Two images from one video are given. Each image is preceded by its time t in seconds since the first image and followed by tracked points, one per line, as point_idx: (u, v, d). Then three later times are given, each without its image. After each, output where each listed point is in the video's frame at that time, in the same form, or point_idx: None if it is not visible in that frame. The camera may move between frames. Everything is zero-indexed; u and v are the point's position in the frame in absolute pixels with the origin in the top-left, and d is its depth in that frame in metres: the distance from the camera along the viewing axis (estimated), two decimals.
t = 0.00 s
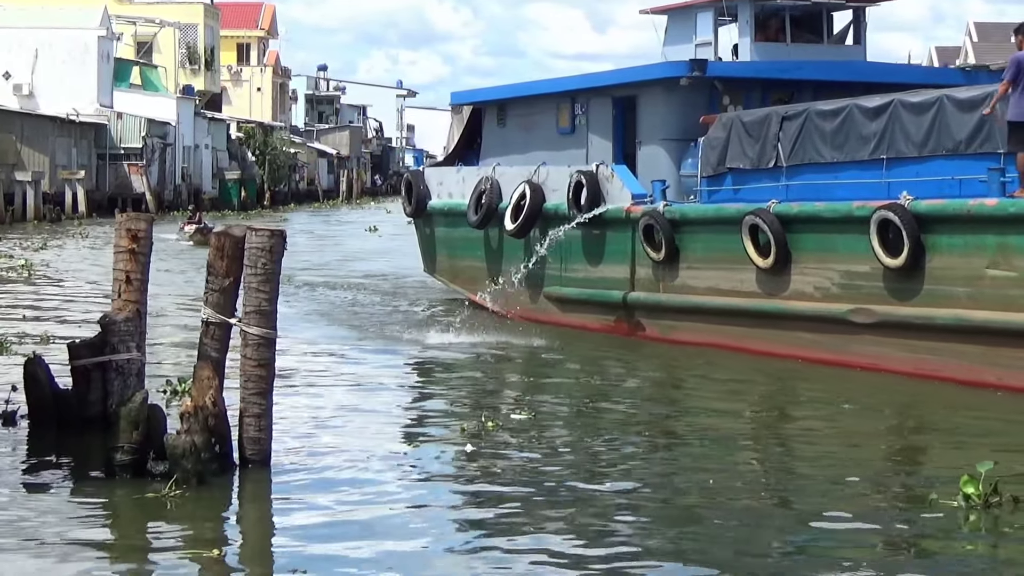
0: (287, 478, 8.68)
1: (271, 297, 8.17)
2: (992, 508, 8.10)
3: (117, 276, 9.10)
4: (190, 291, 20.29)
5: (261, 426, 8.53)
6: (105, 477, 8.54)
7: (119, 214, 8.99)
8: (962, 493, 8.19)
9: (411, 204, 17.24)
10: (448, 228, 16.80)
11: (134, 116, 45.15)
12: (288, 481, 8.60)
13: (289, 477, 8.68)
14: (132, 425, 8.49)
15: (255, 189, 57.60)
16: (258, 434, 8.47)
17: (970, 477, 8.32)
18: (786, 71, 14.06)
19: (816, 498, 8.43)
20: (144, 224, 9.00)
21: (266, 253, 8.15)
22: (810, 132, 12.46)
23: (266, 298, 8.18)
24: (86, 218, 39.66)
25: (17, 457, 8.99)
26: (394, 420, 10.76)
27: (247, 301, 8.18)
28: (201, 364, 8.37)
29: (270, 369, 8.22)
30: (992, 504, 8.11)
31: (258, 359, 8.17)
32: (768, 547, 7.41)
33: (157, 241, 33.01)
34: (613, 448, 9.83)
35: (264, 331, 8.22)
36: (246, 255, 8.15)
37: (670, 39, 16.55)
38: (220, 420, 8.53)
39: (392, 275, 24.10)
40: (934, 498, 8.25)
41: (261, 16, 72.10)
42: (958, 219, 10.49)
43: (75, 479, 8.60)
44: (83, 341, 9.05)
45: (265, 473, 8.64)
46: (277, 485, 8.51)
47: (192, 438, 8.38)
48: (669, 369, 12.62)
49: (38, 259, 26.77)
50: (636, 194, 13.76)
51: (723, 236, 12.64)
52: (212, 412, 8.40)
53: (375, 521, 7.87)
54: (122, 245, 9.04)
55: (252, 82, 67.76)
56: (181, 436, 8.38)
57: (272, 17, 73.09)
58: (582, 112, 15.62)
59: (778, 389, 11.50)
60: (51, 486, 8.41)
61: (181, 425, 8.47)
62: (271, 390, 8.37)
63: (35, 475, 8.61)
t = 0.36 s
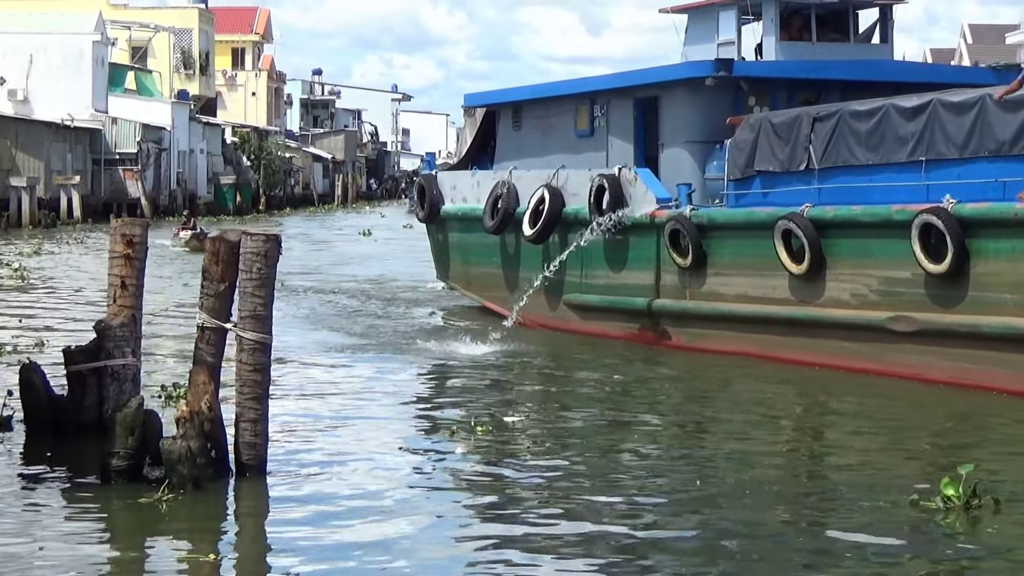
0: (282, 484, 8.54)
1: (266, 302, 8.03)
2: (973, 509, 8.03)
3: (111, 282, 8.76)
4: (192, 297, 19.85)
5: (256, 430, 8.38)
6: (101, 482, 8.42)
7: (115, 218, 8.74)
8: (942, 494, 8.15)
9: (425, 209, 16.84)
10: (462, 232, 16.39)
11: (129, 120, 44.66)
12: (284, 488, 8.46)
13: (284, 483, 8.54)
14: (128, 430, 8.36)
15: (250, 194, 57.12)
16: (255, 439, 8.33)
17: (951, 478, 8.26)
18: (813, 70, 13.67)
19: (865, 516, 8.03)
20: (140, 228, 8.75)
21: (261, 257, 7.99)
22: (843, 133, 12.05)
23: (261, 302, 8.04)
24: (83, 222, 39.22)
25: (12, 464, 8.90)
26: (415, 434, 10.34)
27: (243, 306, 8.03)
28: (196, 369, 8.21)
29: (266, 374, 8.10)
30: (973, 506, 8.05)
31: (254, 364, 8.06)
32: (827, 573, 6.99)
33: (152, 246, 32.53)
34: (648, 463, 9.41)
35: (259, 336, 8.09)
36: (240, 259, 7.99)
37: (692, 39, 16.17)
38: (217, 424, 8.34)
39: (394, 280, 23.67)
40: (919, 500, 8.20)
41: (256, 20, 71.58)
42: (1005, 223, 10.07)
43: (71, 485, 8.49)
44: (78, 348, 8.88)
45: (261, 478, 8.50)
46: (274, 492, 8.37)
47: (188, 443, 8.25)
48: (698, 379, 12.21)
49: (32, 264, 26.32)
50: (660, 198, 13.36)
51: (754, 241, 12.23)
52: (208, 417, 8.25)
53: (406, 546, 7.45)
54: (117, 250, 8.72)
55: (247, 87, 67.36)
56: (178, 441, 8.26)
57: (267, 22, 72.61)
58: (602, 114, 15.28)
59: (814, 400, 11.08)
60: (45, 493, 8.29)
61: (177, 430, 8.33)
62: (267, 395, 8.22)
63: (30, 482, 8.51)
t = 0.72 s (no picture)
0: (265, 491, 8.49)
1: (249, 311, 7.90)
2: (935, 508, 8.16)
3: (96, 291, 8.71)
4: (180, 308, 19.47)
5: (240, 438, 8.22)
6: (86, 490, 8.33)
7: (99, 227, 8.63)
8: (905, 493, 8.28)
9: (423, 219, 16.49)
10: (462, 243, 16.05)
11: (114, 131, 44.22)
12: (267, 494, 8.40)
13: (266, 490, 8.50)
14: (112, 438, 8.24)
15: (234, 204, 56.64)
16: (239, 447, 8.20)
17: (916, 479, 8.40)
18: (825, 76, 13.35)
19: (908, 536, 7.67)
20: (124, 238, 8.66)
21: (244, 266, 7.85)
22: (861, 140, 11.73)
23: (245, 310, 7.92)
24: (67, 233, 38.78)
25: None
26: (423, 450, 9.97)
27: (226, 314, 7.91)
28: (179, 377, 8.08)
29: (249, 383, 7.97)
30: (935, 503, 8.18)
31: (237, 373, 7.95)
32: None
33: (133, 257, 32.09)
34: (669, 480, 9.06)
35: (243, 344, 7.97)
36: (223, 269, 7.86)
37: (698, 45, 15.84)
38: (201, 433, 8.20)
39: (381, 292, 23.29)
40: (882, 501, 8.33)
41: (239, 32, 71.14)
42: None
43: (56, 493, 8.41)
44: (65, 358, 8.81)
45: (246, 486, 8.38)
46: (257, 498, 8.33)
47: (172, 451, 8.11)
48: (711, 392, 11.88)
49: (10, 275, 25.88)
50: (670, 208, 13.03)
51: (769, 252, 11.89)
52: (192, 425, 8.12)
53: (428, 569, 7.08)
54: (102, 259, 8.65)
55: (231, 98, 67.01)
56: (161, 449, 8.12)
57: (250, 33, 72.20)
58: (608, 122, 14.96)
59: (834, 415, 10.75)
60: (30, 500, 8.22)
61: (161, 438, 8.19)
62: (251, 404, 8.09)
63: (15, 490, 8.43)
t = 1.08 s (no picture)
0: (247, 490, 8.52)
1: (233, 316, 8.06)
2: (875, 507, 8.44)
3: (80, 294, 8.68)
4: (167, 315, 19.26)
5: (222, 439, 8.36)
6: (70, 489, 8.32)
7: (85, 233, 8.62)
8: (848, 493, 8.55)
9: (417, 228, 16.32)
10: (457, 253, 15.88)
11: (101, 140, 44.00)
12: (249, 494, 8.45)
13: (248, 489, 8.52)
14: (97, 439, 8.24)
15: (217, 211, 56.39)
16: (221, 447, 8.32)
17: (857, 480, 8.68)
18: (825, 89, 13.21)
19: (852, 531, 7.91)
20: (110, 245, 8.62)
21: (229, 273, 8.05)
22: (864, 153, 11.58)
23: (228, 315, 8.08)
24: (55, 239, 38.54)
25: None
26: (422, 459, 9.80)
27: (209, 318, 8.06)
28: (163, 379, 8.21)
29: (232, 386, 8.10)
30: (876, 503, 8.45)
31: (220, 375, 8.08)
32: None
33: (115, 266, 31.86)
34: (675, 492, 8.89)
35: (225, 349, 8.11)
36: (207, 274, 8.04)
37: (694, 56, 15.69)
38: (184, 433, 8.30)
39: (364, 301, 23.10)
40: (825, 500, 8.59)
41: (224, 45, 70.90)
42: None
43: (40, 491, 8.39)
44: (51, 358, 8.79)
45: (226, 484, 8.47)
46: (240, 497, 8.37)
47: (156, 451, 8.17)
48: (712, 404, 11.72)
49: None
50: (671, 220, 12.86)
51: (772, 264, 11.74)
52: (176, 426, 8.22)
53: None
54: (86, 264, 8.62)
55: (216, 109, 66.85)
56: (146, 449, 8.18)
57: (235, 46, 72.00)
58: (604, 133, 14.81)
59: (840, 428, 10.59)
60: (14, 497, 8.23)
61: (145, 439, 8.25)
62: (233, 406, 8.22)
63: None
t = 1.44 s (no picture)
0: (223, 491, 8.58)
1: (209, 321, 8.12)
2: (813, 508, 8.58)
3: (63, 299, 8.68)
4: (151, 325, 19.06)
5: (198, 440, 8.41)
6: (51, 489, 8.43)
7: (66, 240, 8.65)
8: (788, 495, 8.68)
9: (407, 239, 16.16)
10: (446, 264, 15.72)
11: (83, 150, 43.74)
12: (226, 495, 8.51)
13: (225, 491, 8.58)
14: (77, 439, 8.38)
15: (195, 221, 56.11)
16: (197, 449, 8.38)
17: (798, 482, 8.82)
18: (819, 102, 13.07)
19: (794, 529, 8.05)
20: (91, 251, 8.68)
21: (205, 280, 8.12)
22: (862, 166, 11.45)
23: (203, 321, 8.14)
24: (37, 247, 38.28)
25: None
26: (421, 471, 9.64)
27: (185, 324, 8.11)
28: (142, 383, 8.30)
29: (208, 389, 8.17)
30: (812, 504, 8.60)
31: (195, 378, 8.15)
32: None
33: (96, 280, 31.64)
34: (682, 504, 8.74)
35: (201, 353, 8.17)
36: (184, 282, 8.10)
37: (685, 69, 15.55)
38: (160, 434, 8.41)
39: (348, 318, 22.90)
40: (764, 501, 8.72)
41: (202, 58, 70.65)
42: None
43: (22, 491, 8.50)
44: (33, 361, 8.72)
45: (202, 485, 8.54)
46: (217, 499, 8.43)
47: (134, 452, 8.29)
48: (709, 416, 11.58)
49: None
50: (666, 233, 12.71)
51: (770, 276, 11.60)
52: (153, 428, 8.33)
53: None
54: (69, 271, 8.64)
55: (194, 122, 66.65)
56: (124, 450, 8.29)
57: (213, 60, 71.77)
58: (596, 145, 14.67)
59: (841, 440, 10.46)
60: None
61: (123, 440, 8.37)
62: (209, 408, 8.31)
63: None
